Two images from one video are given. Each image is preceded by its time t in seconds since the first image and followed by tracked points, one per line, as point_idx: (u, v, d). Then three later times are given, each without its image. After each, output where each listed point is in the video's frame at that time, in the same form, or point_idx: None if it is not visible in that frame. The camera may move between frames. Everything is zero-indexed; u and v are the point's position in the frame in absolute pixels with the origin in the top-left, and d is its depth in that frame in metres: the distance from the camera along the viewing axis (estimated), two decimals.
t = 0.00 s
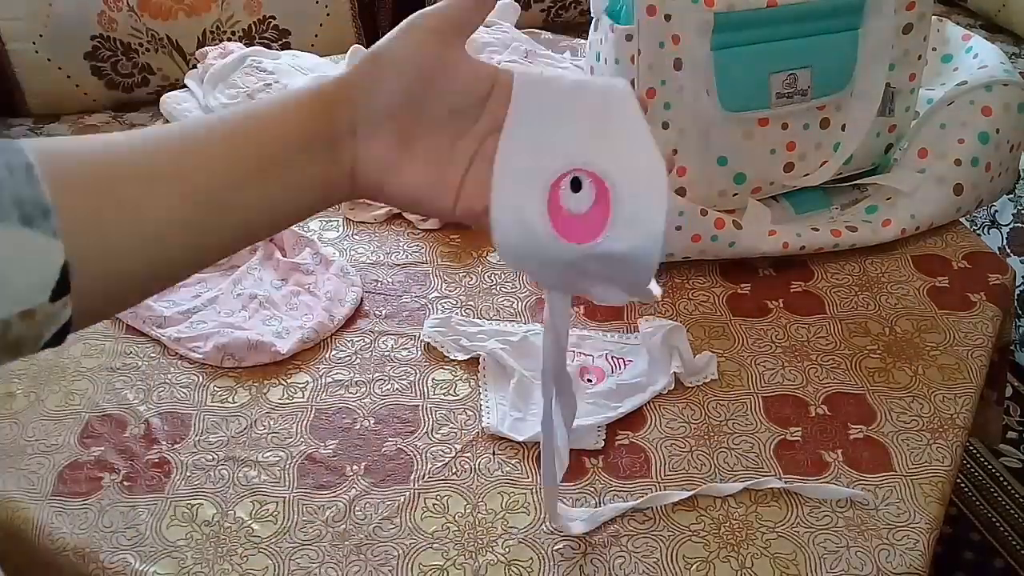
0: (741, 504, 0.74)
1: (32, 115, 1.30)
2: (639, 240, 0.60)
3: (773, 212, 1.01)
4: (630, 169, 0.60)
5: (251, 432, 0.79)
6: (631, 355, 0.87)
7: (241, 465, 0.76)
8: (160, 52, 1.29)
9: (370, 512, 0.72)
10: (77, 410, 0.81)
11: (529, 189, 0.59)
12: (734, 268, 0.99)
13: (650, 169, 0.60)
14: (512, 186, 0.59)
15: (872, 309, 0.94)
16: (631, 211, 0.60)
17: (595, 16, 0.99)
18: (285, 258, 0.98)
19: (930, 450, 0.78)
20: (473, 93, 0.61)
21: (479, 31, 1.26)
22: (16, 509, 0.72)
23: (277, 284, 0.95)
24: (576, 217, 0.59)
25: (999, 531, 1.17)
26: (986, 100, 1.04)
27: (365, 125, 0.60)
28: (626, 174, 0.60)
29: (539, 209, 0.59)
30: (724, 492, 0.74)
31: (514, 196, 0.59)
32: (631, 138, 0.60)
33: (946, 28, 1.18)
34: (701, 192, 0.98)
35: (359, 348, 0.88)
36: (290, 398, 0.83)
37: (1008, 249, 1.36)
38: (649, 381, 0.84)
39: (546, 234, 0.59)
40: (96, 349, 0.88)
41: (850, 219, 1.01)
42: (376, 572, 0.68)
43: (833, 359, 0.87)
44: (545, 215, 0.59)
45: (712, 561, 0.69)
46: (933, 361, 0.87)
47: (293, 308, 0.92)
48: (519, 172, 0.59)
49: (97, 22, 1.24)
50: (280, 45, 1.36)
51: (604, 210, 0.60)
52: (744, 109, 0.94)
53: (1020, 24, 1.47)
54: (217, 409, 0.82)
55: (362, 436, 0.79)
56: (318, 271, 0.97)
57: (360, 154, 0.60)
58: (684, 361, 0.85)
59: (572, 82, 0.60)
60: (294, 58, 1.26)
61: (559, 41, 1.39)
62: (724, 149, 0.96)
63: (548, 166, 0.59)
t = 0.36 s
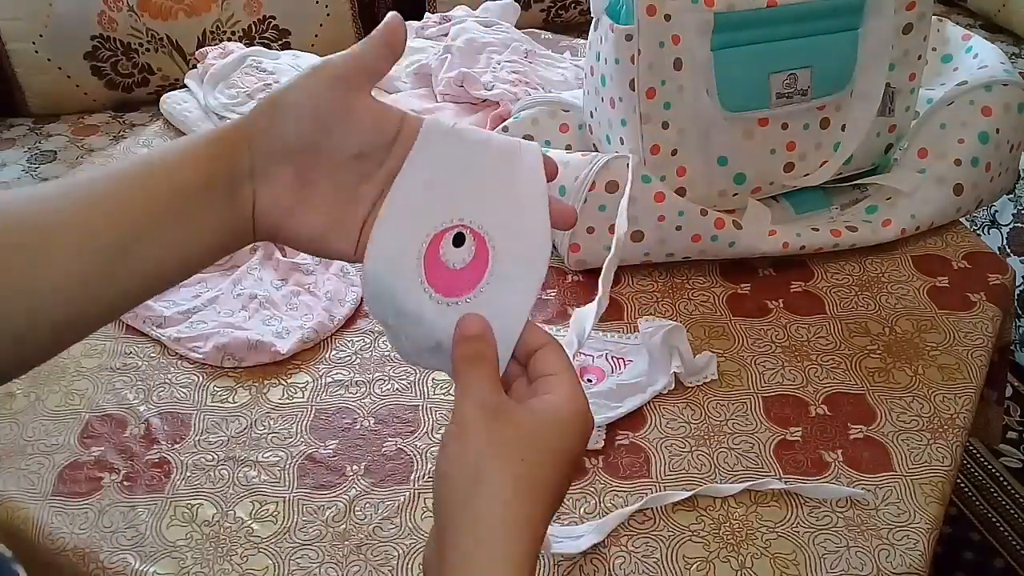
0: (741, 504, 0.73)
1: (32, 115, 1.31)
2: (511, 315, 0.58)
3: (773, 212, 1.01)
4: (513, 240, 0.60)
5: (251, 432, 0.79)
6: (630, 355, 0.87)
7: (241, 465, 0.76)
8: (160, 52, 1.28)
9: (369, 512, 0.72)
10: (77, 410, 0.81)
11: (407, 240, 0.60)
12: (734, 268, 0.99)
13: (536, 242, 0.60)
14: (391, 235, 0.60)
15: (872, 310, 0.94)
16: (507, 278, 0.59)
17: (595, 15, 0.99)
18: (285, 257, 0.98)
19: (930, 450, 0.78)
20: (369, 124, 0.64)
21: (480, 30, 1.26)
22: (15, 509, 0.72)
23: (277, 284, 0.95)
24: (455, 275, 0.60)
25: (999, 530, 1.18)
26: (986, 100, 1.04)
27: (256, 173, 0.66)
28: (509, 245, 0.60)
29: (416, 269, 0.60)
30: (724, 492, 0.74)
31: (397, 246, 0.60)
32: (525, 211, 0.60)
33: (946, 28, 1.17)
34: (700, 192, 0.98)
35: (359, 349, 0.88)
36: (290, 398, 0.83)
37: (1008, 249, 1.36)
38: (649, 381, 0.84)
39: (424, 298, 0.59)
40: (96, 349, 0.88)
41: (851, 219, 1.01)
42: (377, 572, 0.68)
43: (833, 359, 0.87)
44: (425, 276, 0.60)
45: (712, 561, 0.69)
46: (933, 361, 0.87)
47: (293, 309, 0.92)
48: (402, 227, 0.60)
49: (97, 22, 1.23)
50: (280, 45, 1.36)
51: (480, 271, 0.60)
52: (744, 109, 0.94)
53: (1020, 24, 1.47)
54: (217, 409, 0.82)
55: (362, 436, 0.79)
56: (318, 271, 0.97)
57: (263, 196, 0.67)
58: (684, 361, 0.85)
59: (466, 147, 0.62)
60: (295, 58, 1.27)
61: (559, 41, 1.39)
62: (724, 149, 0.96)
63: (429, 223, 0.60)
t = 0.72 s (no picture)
0: (740, 503, 0.74)
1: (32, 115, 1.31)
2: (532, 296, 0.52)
3: (773, 212, 1.01)
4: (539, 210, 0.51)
5: (251, 433, 0.79)
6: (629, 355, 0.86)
7: (241, 466, 0.76)
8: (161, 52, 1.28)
9: (370, 512, 0.72)
10: (77, 410, 0.81)
11: (401, 205, 0.51)
12: (733, 268, 0.99)
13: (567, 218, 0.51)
14: (382, 201, 0.52)
15: (872, 310, 0.94)
16: (530, 252, 0.51)
17: (595, 15, 0.99)
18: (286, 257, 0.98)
19: (930, 450, 0.78)
20: (343, 107, 0.47)
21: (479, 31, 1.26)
22: (15, 509, 0.72)
23: (277, 284, 0.95)
24: (467, 243, 0.52)
25: (998, 530, 1.18)
26: (986, 100, 1.04)
27: (222, 146, 0.52)
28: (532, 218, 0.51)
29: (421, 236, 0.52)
30: (723, 492, 0.74)
31: (387, 215, 0.52)
32: (552, 180, 0.51)
33: (946, 29, 1.18)
34: (701, 192, 0.98)
35: (359, 349, 0.88)
36: (290, 398, 0.83)
37: (1008, 249, 1.36)
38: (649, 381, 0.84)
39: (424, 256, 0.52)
40: (96, 349, 0.88)
41: (851, 219, 1.01)
42: (377, 572, 0.68)
43: (832, 359, 0.88)
44: (431, 241, 0.52)
45: (712, 561, 0.69)
46: (932, 361, 0.87)
47: (293, 309, 0.92)
48: (392, 192, 0.52)
49: (97, 22, 1.23)
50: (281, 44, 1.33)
51: (504, 233, 0.52)
52: (744, 109, 0.94)
53: (1020, 23, 1.47)
54: (218, 409, 0.82)
55: (362, 436, 0.79)
56: (318, 271, 0.97)
57: (213, 180, 0.54)
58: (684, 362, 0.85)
59: (481, 95, 0.50)
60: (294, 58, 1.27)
61: (559, 41, 1.39)
62: (724, 149, 0.96)
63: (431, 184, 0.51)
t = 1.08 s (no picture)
0: (742, 505, 0.73)
1: (31, 115, 1.31)
2: (646, 255, 0.46)
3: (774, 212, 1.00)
4: (640, 165, 0.47)
5: (249, 433, 0.79)
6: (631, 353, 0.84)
7: (240, 466, 0.76)
8: (159, 50, 1.28)
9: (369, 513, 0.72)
10: (75, 410, 0.81)
11: (492, 179, 0.47)
12: (735, 268, 0.99)
13: (673, 173, 0.47)
14: (468, 168, 0.47)
15: (874, 310, 0.93)
16: (638, 201, 0.47)
17: (594, 15, 0.98)
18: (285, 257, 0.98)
19: (933, 451, 0.78)
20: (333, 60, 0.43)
21: (479, 29, 1.25)
22: (11, 510, 0.72)
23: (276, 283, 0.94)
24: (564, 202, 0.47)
25: (1001, 531, 1.17)
26: (989, 98, 1.03)
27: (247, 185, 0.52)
28: (636, 170, 0.47)
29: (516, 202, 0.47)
30: (724, 493, 0.74)
31: (474, 194, 0.47)
32: (648, 117, 0.47)
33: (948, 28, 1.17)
34: (702, 192, 0.97)
35: (358, 349, 0.88)
36: (289, 398, 0.82)
37: (1011, 249, 1.36)
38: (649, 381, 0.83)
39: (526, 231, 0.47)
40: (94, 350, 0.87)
41: (853, 218, 1.00)
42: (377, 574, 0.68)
43: (834, 359, 0.87)
44: (525, 207, 0.47)
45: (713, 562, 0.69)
46: (935, 361, 0.87)
47: (292, 308, 0.91)
48: (476, 158, 0.47)
49: (95, 20, 1.23)
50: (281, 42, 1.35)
51: (601, 195, 0.47)
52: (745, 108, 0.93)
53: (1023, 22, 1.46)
54: (216, 409, 0.81)
55: (362, 437, 0.78)
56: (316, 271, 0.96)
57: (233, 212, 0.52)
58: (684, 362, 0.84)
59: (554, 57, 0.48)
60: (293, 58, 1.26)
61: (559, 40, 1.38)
62: (725, 149, 0.95)
63: (520, 141, 0.47)
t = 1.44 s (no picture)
0: (741, 505, 0.73)
1: (30, 115, 1.31)
2: (632, 249, 0.51)
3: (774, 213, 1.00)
4: (625, 169, 0.52)
5: (249, 433, 0.79)
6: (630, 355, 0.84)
7: (240, 467, 0.76)
8: (159, 50, 1.28)
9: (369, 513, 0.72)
10: (75, 410, 0.81)
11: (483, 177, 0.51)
12: (734, 268, 0.99)
13: (652, 176, 0.51)
14: (462, 168, 0.51)
15: (874, 310, 0.93)
16: (622, 209, 0.51)
17: (594, 14, 0.97)
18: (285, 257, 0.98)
19: (933, 451, 0.78)
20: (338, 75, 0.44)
21: (479, 29, 1.25)
22: (11, 510, 0.71)
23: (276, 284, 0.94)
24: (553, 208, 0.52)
25: (1001, 532, 1.17)
26: (989, 98, 1.03)
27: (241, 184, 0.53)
28: (621, 176, 0.52)
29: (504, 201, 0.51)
30: (724, 493, 0.74)
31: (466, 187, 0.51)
32: (629, 129, 0.52)
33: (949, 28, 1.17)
34: (702, 192, 0.97)
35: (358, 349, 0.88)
36: (289, 398, 0.82)
37: (1011, 249, 1.35)
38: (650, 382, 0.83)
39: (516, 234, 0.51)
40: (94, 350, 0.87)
41: (853, 218, 1.00)
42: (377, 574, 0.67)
43: (834, 359, 0.87)
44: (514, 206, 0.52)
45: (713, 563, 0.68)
46: (935, 361, 0.87)
47: (292, 308, 0.91)
48: (469, 162, 0.51)
49: (95, 20, 1.23)
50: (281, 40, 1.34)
51: (589, 200, 0.52)
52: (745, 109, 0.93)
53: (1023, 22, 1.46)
54: (216, 409, 0.81)
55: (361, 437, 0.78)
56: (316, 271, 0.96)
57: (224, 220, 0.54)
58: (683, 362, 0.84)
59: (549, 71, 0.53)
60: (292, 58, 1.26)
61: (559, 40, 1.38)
62: (725, 149, 0.95)
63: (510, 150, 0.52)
